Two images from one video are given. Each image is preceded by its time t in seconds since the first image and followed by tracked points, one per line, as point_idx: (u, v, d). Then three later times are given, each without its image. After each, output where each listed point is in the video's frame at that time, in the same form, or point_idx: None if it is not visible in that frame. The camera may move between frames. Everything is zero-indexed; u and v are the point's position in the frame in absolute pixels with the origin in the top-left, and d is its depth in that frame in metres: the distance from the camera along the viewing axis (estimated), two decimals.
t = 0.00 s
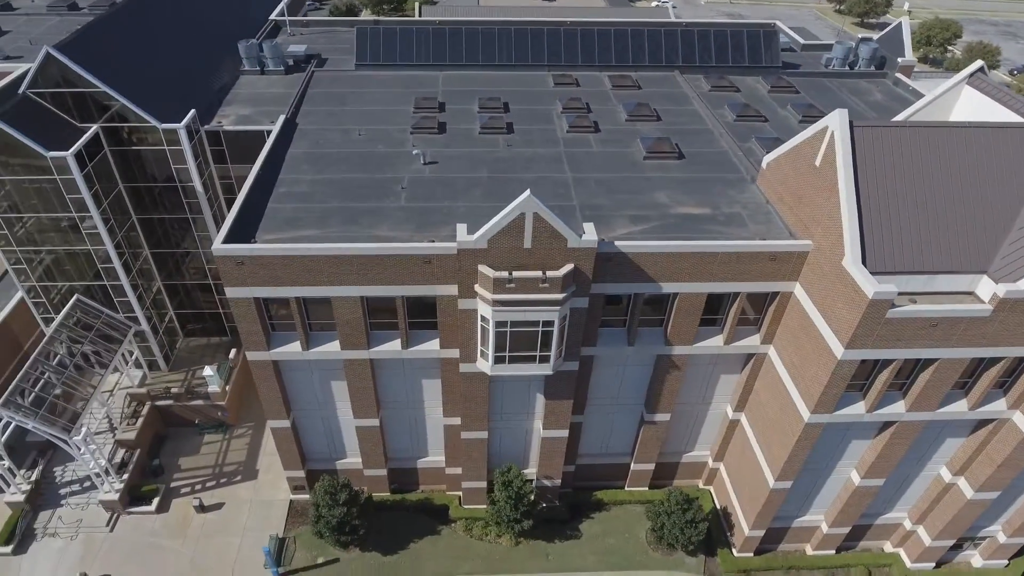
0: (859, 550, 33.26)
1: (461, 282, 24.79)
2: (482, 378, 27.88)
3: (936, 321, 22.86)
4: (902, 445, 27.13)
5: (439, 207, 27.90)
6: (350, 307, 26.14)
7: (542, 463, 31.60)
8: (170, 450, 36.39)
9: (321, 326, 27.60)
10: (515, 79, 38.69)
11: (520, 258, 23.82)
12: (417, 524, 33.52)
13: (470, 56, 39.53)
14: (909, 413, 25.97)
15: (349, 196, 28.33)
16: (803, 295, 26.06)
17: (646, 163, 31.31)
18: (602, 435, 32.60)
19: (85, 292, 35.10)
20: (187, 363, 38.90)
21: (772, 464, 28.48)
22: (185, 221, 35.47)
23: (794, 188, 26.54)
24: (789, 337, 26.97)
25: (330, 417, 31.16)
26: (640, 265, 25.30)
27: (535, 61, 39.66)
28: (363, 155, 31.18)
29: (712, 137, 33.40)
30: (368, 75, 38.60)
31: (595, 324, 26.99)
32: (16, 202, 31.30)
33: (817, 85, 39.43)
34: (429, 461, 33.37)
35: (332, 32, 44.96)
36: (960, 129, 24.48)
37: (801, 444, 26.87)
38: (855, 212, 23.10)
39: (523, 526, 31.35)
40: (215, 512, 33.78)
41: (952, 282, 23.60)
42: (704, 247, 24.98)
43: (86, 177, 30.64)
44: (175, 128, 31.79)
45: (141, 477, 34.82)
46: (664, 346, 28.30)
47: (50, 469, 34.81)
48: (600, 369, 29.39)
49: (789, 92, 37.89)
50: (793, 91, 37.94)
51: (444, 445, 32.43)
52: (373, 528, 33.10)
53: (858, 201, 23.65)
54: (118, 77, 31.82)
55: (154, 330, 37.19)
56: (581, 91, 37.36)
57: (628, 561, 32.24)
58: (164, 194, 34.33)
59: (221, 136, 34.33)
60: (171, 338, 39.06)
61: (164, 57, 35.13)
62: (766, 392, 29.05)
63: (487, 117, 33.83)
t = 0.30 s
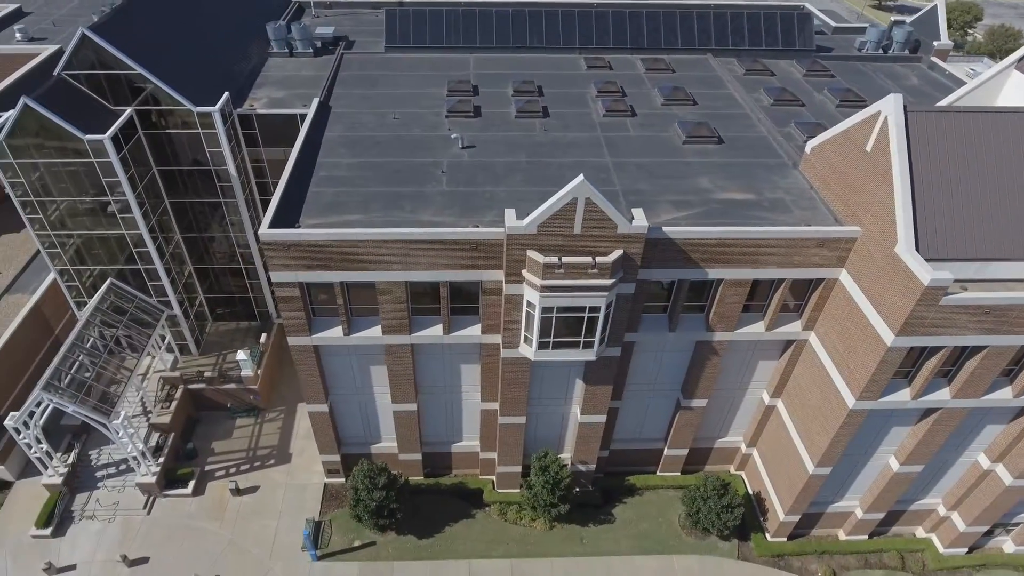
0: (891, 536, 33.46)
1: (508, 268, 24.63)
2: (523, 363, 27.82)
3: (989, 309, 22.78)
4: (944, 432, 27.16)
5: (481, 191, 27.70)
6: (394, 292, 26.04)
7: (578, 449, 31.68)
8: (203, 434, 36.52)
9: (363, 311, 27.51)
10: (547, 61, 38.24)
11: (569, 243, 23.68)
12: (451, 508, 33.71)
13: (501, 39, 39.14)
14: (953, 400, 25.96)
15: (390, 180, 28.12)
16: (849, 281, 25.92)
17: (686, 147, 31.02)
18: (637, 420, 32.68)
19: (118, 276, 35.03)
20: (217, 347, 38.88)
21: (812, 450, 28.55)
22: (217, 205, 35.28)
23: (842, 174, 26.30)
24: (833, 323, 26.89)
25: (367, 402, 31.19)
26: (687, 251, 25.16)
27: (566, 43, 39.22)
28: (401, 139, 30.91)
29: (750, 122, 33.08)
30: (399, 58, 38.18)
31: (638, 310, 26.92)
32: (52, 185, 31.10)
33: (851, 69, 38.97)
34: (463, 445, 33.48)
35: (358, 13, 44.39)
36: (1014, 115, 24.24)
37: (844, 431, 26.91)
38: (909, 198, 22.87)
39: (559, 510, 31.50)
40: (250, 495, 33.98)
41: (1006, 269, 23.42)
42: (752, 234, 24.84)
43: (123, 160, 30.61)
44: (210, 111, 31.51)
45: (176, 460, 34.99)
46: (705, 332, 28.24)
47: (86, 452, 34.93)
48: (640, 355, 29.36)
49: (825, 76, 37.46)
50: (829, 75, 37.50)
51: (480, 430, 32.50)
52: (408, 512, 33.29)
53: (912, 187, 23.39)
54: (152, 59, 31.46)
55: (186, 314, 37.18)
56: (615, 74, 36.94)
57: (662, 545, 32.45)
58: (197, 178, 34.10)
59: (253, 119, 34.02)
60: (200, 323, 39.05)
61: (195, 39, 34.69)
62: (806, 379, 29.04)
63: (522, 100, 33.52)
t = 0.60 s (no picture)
0: (926, 534, 33.37)
1: (556, 264, 24.51)
2: (565, 359, 27.72)
3: None
4: (987, 431, 27.04)
5: (524, 186, 27.60)
6: (438, 287, 25.97)
7: (614, 445, 31.64)
8: (235, 428, 36.54)
9: (405, 306, 27.42)
10: (580, 55, 38.03)
11: (619, 239, 23.60)
12: (484, 503, 33.71)
13: (532, 33, 38.97)
14: (1000, 399, 25.80)
15: (432, 175, 28.04)
16: (896, 279, 25.77)
17: (725, 143, 30.85)
18: (673, 416, 32.67)
19: (152, 270, 35.00)
20: (248, 341, 38.85)
21: (853, 447, 28.46)
22: (251, 199, 35.22)
23: (890, 170, 26.15)
24: (878, 321, 26.76)
25: (405, 397, 31.14)
26: (734, 248, 25.03)
27: (598, 38, 39.01)
28: (439, 133, 30.79)
29: (788, 117, 32.87)
30: (431, 51, 38.01)
31: (682, 307, 26.83)
32: (89, 178, 31.01)
33: (885, 64, 38.69)
34: (498, 441, 33.49)
35: (386, 6, 44.15)
36: None
37: (887, 428, 26.81)
38: (963, 194, 22.69)
39: (596, 506, 31.48)
40: (284, 489, 34.01)
41: None
42: (801, 230, 24.71)
43: (162, 154, 30.65)
44: (248, 104, 31.40)
45: (209, 454, 35.04)
46: (747, 329, 28.12)
47: (120, 446, 34.95)
48: (680, 351, 29.29)
49: (859, 72, 37.21)
50: (864, 70, 37.24)
51: (515, 426, 32.48)
52: (443, 507, 33.30)
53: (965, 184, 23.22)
54: (191, 52, 31.36)
55: (218, 309, 37.17)
56: (649, 68, 36.74)
57: (697, 542, 32.43)
58: (231, 171, 34.04)
59: (288, 113, 33.87)
60: (231, 317, 39.04)
61: (230, 32, 34.62)
62: (847, 376, 28.93)
63: (559, 95, 33.36)
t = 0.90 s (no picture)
0: (961, 536, 33.23)
1: (603, 264, 24.45)
2: (607, 360, 27.65)
3: None
4: None
5: (567, 187, 27.55)
6: (483, 287, 25.92)
7: (650, 446, 31.58)
8: (266, 427, 36.50)
9: (447, 306, 27.36)
10: (613, 56, 37.97)
11: (669, 240, 23.54)
12: (518, 503, 33.64)
13: (564, 34, 38.90)
14: None
15: (473, 175, 28.00)
16: (943, 281, 25.68)
17: (764, 144, 30.77)
18: (709, 418, 32.60)
19: (186, 269, 34.98)
20: (277, 340, 38.81)
21: (894, 450, 28.37)
22: (285, 198, 35.21)
23: (937, 172, 26.09)
24: (922, 322, 26.68)
25: (442, 397, 31.06)
26: (782, 249, 24.96)
27: (630, 38, 38.92)
28: (478, 133, 30.73)
29: (825, 118, 32.76)
30: (462, 51, 38.01)
31: (726, 308, 26.78)
32: (126, 177, 30.99)
33: (917, 66, 38.56)
34: (531, 441, 33.43)
35: (414, 6, 44.12)
36: None
37: (931, 431, 26.72)
38: (1016, 196, 22.53)
39: (632, 507, 31.40)
40: (317, 489, 33.97)
41: None
42: (849, 231, 24.64)
43: (200, 153, 30.61)
44: (286, 104, 31.38)
45: (242, 453, 35.01)
46: (789, 330, 28.05)
47: (153, 445, 34.89)
48: (720, 352, 29.23)
49: (892, 73, 37.11)
50: (897, 72, 37.14)
51: (550, 426, 32.40)
52: (477, 508, 33.25)
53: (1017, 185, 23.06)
54: (229, 51, 31.34)
55: (250, 308, 37.15)
56: (682, 69, 36.67)
57: (732, 543, 32.34)
58: (267, 170, 34.06)
59: (323, 112, 33.83)
60: (261, 316, 39.01)
61: (265, 32, 34.69)
62: (887, 378, 28.85)
63: (595, 95, 33.32)
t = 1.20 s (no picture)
0: (996, 537, 33.14)
1: (650, 264, 24.39)
2: (649, 360, 27.60)
3: None
4: None
5: (608, 187, 27.49)
6: (527, 287, 25.87)
7: (687, 446, 31.53)
8: (298, 427, 36.48)
9: (489, 306, 27.31)
10: (643, 55, 37.89)
11: (718, 240, 23.50)
12: (552, 503, 33.59)
13: (594, 34, 38.83)
14: None
15: (514, 175, 27.93)
16: (988, 281, 25.62)
17: (803, 144, 30.69)
18: (744, 418, 32.55)
19: (219, 268, 34.97)
20: (307, 340, 38.78)
21: (935, 450, 28.29)
22: (317, 198, 35.21)
23: (981, 172, 26.02)
24: (965, 323, 26.61)
25: (478, 397, 31.00)
26: (828, 249, 24.93)
27: (660, 38, 38.80)
28: (515, 133, 30.66)
29: (861, 119, 32.66)
30: (493, 51, 38.01)
31: (770, 308, 26.73)
32: (164, 176, 30.98)
33: (948, 65, 38.46)
34: (566, 441, 33.40)
35: (440, 6, 44.07)
36: None
37: (974, 431, 26.63)
38: None
39: (669, 508, 31.32)
40: (351, 489, 33.94)
41: None
42: (896, 232, 24.58)
43: (238, 152, 30.60)
44: (322, 104, 31.38)
45: (274, 453, 34.99)
46: (830, 330, 28.00)
47: (186, 444, 34.88)
48: (760, 352, 29.18)
49: (924, 73, 37.01)
50: (929, 72, 37.05)
51: (586, 426, 32.34)
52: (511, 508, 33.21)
53: None
54: (265, 51, 31.34)
55: (281, 307, 37.12)
56: (714, 69, 36.58)
57: (768, 544, 32.27)
58: (302, 170, 34.08)
59: (358, 112, 33.81)
60: (290, 316, 38.98)
61: (298, 32, 34.73)
62: (928, 378, 28.76)
63: (630, 95, 33.25)
